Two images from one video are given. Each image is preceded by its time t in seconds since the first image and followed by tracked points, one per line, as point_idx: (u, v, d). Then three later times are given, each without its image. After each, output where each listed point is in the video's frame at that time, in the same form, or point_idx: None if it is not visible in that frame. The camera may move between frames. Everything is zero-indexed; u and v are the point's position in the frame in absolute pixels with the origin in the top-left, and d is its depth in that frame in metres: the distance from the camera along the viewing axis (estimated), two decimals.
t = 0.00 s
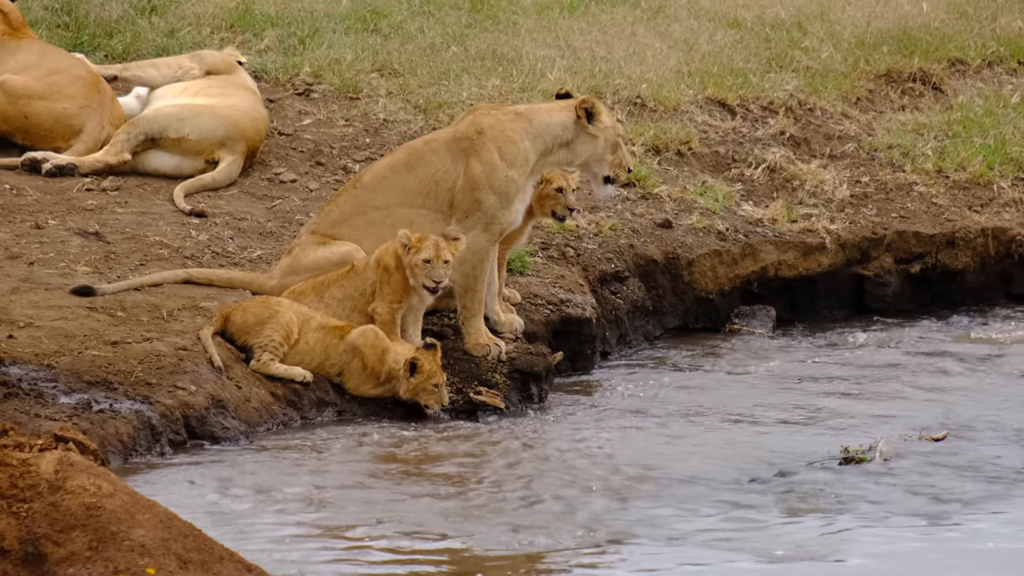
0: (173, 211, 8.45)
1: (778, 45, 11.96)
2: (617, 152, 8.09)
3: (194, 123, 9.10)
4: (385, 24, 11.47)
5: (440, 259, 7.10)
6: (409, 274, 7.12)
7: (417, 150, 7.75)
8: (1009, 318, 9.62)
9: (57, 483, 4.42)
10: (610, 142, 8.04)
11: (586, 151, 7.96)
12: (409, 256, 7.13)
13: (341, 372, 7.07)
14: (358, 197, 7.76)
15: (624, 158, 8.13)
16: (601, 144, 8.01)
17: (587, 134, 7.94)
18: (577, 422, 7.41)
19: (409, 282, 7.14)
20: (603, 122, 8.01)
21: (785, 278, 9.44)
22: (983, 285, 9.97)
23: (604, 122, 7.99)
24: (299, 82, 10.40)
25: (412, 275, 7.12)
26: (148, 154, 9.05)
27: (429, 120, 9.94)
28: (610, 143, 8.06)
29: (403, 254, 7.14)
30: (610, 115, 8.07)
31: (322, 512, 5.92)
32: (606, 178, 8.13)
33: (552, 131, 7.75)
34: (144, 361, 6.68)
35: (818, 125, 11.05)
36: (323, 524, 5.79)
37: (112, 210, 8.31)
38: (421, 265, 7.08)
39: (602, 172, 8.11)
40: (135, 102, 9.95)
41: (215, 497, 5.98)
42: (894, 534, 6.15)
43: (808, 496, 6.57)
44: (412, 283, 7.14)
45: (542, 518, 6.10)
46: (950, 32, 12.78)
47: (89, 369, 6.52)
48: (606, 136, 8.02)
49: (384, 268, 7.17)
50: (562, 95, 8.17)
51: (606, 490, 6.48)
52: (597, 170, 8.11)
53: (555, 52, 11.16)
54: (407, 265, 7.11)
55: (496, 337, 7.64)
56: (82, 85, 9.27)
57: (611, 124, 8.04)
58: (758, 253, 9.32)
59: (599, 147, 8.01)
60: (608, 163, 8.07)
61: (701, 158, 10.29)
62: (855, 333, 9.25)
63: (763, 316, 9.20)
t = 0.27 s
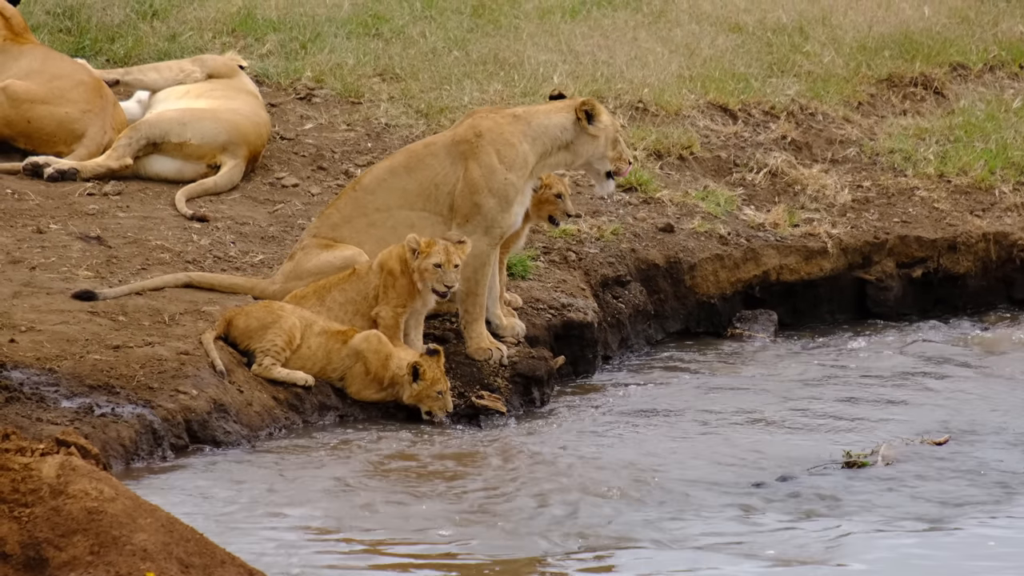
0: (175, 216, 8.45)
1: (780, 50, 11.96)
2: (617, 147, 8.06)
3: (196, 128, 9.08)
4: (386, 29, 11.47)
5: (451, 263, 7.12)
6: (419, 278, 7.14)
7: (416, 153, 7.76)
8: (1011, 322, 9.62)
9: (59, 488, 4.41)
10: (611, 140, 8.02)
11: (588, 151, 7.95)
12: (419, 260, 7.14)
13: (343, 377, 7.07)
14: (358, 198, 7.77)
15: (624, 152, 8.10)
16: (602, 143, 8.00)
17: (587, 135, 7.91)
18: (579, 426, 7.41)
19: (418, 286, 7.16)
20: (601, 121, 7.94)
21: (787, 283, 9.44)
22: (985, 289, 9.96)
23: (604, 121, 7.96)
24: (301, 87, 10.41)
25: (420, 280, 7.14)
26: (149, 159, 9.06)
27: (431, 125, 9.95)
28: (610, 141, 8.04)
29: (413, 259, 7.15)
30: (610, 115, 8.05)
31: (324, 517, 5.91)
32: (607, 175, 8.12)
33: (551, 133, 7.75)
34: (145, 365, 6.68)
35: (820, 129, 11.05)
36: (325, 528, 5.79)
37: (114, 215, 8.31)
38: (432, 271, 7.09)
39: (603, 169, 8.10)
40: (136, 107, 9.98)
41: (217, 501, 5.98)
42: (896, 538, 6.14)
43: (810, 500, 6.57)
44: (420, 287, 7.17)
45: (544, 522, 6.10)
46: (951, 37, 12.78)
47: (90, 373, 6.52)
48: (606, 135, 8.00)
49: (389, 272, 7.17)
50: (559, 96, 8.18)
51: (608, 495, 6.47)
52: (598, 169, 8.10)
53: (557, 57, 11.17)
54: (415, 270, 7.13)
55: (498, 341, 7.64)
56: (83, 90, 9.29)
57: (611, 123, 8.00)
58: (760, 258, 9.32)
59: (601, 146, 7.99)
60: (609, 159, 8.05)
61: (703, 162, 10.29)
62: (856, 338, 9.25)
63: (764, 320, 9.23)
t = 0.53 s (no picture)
0: (177, 219, 8.45)
1: (782, 53, 11.95)
2: (616, 144, 8.03)
3: (198, 130, 9.08)
4: (388, 32, 11.48)
5: (455, 266, 7.12)
6: (422, 280, 7.12)
7: (416, 155, 7.75)
8: (1013, 325, 9.62)
9: (61, 490, 4.34)
10: (610, 138, 7.99)
11: (588, 149, 7.91)
12: (422, 262, 7.12)
13: (345, 380, 7.06)
14: (359, 200, 7.74)
15: (623, 146, 8.05)
16: (601, 141, 7.96)
17: (586, 133, 7.89)
18: (581, 429, 7.41)
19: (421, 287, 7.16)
20: (599, 119, 7.90)
21: (789, 286, 9.43)
22: (987, 292, 9.95)
23: (603, 119, 7.93)
24: (303, 90, 10.41)
25: (424, 283, 7.13)
26: (152, 161, 9.06)
27: (433, 128, 9.95)
28: (609, 138, 8.00)
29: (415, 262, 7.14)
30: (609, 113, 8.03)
31: (327, 520, 5.91)
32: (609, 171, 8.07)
33: (550, 133, 7.75)
34: (148, 368, 6.68)
35: (823, 132, 11.05)
36: (327, 532, 5.78)
37: (116, 217, 8.32)
38: (436, 273, 7.08)
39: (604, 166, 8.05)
40: (138, 110, 9.99)
41: (220, 504, 5.97)
42: (899, 541, 6.14)
43: (812, 503, 6.57)
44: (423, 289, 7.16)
45: (547, 526, 6.10)
46: (954, 40, 12.78)
47: (93, 376, 6.52)
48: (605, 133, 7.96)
49: (392, 275, 7.16)
50: (557, 95, 8.17)
51: (610, 498, 6.47)
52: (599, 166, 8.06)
53: (559, 60, 11.17)
54: (418, 272, 7.12)
55: (500, 344, 7.63)
56: (86, 93, 9.29)
57: (610, 121, 7.97)
58: (762, 260, 9.32)
59: (600, 144, 7.96)
60: (609, 156, 8.01)
61: (705, 165, 10.29)
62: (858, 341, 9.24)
63: (766, 324, 9.21)
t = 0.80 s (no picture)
0: (179, 219, 8.46)
1: (785, 54, 11.95)
2: (614, 135, 8.02)
3: (201, 131, 9.09)
4: (391, 33, 11.48)
5: (462, 269, 7.18)
6: (428, 284, 7.15)
7: (416, 154, 7.73)
8: (1015, 326, 9.61)
9: (64, 491, 4.32)
10: (608, 131, 7.99)
11: (587, 143, 7.92)
12: (428, 266, 7.14)
13: (347, 380, 7.06)
14: (359, 201, 7.71)
15: (621, 139, 8.05)
16: (600, 134, 7.95)
17: (584, 127, 7.88)
18: (583, 430, 7.41)
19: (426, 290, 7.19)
20: (596, 112, 7.89)
21: (792, 286, 9.43)
22: (989, 293, 9.94)
23: (600, 113, 7.92)
24: (305, 90, 10.41)
25: (430, 284, 7.16)
26: (154, 162, 9.05)
27: (435, 129, 9.95)
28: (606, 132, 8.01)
29: (419, 265, 7.16)
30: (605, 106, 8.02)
31: (329, 520, 5.91)
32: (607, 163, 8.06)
33: (547, 130, 7.76)
34: (150, 369, 6.68)
35: (825, 133, 11.05)
36: (330, 532, 5.78)
37: (119, 218, 8.32)
38: (443, 277, 7.12)
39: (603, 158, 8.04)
40: (141, 111, 9.98)
41: (222, 505, 5.97)
42: (902, 542, 6.14)
43: (814, 504, 6.57)
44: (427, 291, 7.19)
45: (549, 526, 6.10)
46: (956, 41, 12.77)
47: (95, 377, 6.52)
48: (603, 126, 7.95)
49: (394, 276, 7.16)
50: (551, 89, 8.16)
51: (613, 498, 6.47)
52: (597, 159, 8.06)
53: (561, 61, 11.17)
54: (425, 275, 7.14)
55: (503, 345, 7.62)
56: (88, 94, 9.28)
57: (607, 113, 7.97)
58: (764, 261, 9.32)
59: (599, 137, 7.95)
60: (608, 148, 8.00)
61: (708, 166, 10.29)
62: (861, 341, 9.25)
63: (769, 324, 9.19)
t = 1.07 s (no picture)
0: (181, 220, 8.46)
1: (787, 54, 11.95)
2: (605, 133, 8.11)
3: (202, 132, 9.10)
4: (393, 33, 11.48)
5: (474, 265, 7.32)
6: (444, 282, 7.23)
7: (414, 155, 7.73)
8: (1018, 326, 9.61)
9: (66, 491, 4.33)
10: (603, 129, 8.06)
11: (584, 142, 7.96)
12: (444, 267, 7.21)
13: (349, 379, 7.05)
14: (358, 202, 7.71)
15: (609, 138, 8.16)
16: (595, 132, 8.00)
17: (582, 125, 7.93)
18: (585, 429, 7.41)
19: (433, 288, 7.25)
20: (595, 108, 7.93)
21: (794, 286, 9.43)
22: (992, 293, 9.94)
23: (597, 111, 7.96)
24: (307, 91, 10.42)
25: (448, 283, 7.25)
26: (156, 163, 9.06)
27: (437, 129, 9.95)
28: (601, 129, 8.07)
29: (424, 266, 7.18)
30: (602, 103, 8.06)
31: (332, 520, 5.91)
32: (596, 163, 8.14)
33: (547, 128, 7.77)
34: (152, 369, 6.68)
35: (827, 133, 11.05)
36: (332, 532, 5.78)
37: (121, 219, 8.32)
38: (461, 273, 7.24)
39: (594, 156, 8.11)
40: (143, 111, 9.98)
41: (224, 505, 5.97)
42: (904, 542, 6.14)
43: (817, 504, 6.57)
44: (432, 289, 7.24)
45: (552, 526, 6.10)
46: (958, 41, 12.78)
47: (97, 377, 6.52)
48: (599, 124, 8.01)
49: (396, 277, 7.16)
50: (543, 87, 8.18)
51: (615, 498, 6.47)
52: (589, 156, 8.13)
53: (563, 61, 11.18)
54: (442, 274, 7.21)
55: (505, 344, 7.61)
56: (90, 94, 9.29)
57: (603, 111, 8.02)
58: (767, 261, 9.32)
59: (595, 135, 8.00)
60: (600, 147, 8.08)
61: (710, 166, 10.29)
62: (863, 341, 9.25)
63: (771, 324, 9.17)
